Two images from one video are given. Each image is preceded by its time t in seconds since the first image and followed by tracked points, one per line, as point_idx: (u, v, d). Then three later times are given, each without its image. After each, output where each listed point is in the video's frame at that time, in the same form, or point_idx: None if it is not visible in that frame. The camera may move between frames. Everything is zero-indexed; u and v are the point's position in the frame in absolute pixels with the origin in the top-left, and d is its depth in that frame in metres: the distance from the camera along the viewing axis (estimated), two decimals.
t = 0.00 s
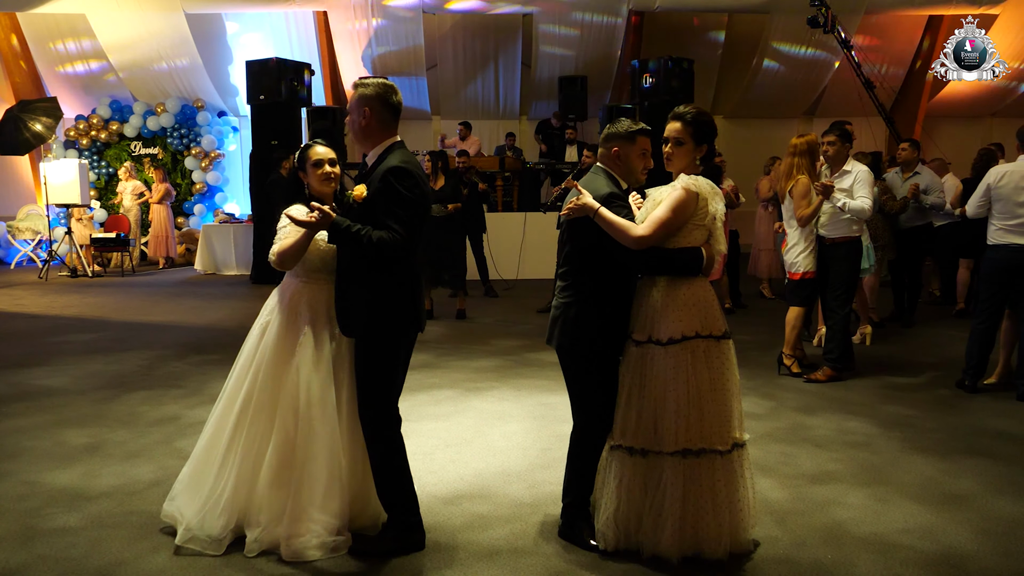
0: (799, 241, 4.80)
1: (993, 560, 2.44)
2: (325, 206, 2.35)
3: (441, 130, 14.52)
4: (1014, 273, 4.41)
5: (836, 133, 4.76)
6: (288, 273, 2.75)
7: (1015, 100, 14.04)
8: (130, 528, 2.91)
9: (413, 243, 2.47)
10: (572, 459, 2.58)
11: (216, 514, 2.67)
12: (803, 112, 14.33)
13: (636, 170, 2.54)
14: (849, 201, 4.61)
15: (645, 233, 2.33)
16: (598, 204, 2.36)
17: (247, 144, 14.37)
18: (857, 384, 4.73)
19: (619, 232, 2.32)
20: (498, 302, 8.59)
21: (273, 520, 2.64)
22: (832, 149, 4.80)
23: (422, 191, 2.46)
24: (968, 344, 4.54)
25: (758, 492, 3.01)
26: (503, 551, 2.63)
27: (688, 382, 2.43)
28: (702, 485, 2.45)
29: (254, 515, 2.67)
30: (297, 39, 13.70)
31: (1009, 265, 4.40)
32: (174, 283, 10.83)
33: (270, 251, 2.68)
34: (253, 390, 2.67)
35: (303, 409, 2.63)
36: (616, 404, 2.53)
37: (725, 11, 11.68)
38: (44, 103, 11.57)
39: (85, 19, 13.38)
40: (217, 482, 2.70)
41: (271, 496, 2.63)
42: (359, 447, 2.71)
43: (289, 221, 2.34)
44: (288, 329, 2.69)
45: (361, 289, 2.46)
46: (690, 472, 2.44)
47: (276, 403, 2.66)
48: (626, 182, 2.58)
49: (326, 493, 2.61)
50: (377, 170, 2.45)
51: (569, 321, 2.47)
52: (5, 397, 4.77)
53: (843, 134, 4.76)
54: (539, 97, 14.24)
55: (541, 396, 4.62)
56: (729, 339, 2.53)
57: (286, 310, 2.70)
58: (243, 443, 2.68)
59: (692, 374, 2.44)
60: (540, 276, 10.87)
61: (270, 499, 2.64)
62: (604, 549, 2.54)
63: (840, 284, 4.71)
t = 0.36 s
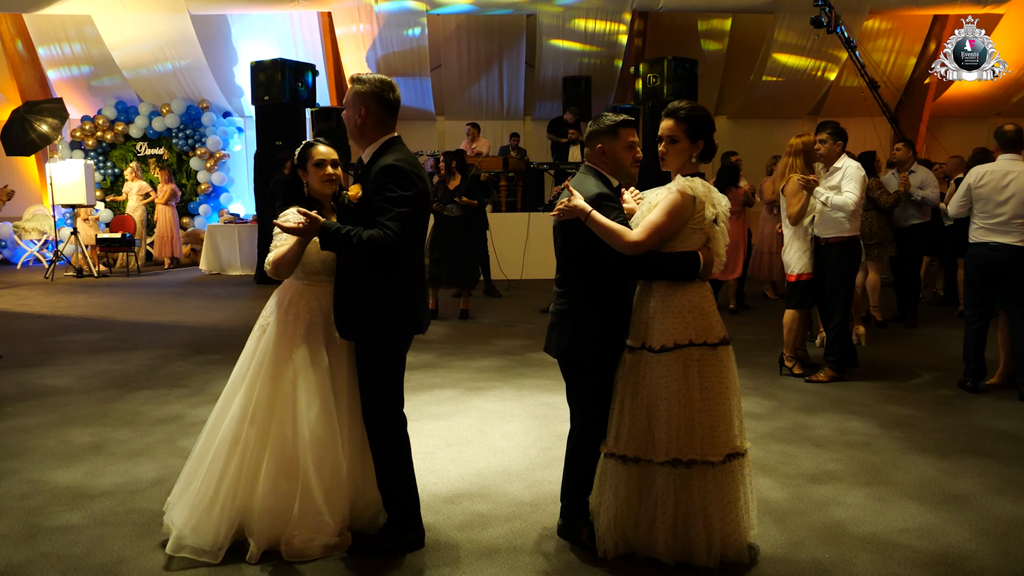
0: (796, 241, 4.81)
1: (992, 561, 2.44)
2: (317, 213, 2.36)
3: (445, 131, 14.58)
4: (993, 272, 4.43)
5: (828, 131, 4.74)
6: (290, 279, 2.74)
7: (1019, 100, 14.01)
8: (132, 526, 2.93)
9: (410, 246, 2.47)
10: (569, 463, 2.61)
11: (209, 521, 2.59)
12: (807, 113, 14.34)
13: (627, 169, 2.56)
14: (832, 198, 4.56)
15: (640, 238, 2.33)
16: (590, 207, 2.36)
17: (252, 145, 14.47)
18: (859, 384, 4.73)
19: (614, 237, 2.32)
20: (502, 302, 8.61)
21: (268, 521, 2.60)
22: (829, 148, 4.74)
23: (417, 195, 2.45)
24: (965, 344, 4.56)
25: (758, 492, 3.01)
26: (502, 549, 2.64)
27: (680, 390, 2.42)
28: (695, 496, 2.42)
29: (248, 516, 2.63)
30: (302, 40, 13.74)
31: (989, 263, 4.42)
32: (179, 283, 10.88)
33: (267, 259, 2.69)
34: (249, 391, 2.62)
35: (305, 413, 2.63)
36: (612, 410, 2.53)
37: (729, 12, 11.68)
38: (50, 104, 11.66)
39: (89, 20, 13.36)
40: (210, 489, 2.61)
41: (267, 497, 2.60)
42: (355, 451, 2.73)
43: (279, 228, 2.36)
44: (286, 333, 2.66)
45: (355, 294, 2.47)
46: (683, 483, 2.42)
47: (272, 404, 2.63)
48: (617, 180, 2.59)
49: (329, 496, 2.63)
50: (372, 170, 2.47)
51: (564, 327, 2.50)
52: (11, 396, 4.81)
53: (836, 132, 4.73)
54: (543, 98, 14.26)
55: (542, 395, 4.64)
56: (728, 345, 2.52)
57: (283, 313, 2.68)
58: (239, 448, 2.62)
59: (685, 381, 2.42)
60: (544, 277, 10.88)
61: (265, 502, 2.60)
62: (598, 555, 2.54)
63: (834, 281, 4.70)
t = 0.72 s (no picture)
0: (791, 242, 4.83)
1: (987, 556, 2.45)
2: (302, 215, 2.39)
3: (448, 130, 14.60)
4: (981, 271, 4.47)
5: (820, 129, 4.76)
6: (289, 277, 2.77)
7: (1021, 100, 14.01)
8: (132, 522, 2.95)
9: (396, 247, 2.47)
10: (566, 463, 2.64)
11: (211, 523, 2.59)
12: (809, 112, 14.34)
13: (617, 168, 2.55)
14: (813, 191, 4.58)
15: (624, 249, 2.31)
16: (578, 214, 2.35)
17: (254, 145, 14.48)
18: (858, 383, 4.73)
19: (598, 248, 2.31)
20: (503, 301, 8.62)
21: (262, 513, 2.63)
22: (818, 148, 4.73)
23: (400, 196, 2.43)
24: (960, 341, 4.57)
25: (754, 489, 3.02)
26: (499, 545, 2.66)
27: (667, 394, 2.41)
28: (684, 497, 2.42)
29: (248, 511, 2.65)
30: (304, 40, 13.78)
31: (980, 261, 4.44)
32: (182, 282, 10.92)
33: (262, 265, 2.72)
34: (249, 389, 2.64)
35: (304, 411, 2.65)
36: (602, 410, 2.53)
37: (731, 11, 11.68)
38: (53, 104, 11.73)
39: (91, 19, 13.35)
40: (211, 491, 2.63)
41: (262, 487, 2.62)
42: (352, 451, 2.74)
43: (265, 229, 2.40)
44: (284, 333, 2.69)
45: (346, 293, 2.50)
46: (671, 485, 2.42)
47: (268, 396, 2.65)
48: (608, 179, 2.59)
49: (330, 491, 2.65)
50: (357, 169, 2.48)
51: (559, 324, 2.51)
52: (12, 394, 4.83)
53: (828, 130, 4.72)
54: (545, 97, 14.28)
55: (542, 393, 4.65)
56: (719, 344, 2.53)
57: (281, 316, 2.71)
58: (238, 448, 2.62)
59: (673, 383, 2.41)
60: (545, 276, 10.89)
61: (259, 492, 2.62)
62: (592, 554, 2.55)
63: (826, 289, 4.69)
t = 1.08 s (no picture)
0: (801, 240, 4.90)
1: (990, 555, 2.45)
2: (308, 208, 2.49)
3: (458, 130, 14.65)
4: (999, 270, 4.44)
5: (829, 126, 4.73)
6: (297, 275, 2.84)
7: None
8: (142, 517, 2.99)
9: (393, 240, 2.51)
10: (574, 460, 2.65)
11: (230, 508, 2.68)
12: (820, 111, 14.29)
13: (624, 166, 2.58)
14: (812, 190, 4.61)
15: (616, 246, 2.35)
16: (580, 209, 2.43)
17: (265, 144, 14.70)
18: (867, 383, 4.72)
19: (591, 243, 2.36)
20: (513, 300, 8.63)
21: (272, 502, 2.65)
22: (824, 147, 4.72)
23: (396, 191, 2.47)
24: (975, 342, 4.54)
25: (760, 487, 3.03)
26: (504, 542, 2.67)
27: (662, 387, 2.43)
28: (685, 492, 2.42)
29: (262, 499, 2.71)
30: (315, 40, 13.84)
31: (995, 261, 4.43)
32: (194, 281, 11.01)
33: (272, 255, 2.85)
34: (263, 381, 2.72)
35: (313, 400, 2.69)
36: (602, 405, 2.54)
37: (741, 10, 11.65)
38: (66, 104, 11.80)
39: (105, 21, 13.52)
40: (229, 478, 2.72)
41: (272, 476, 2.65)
42: (364, 443, 2.75)
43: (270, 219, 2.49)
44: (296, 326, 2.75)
45: (348, 280, 2.52)
46: (672, 480, 2.42)
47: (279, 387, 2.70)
48: (616, 176, 2.60)
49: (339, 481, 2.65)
50: (358, 166, 2.52)
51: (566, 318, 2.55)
52: (24, 391, 4.88)
53: (834, 127, 4.67)
54: (554, 97, 14.27)
55: (549, 392, 4.67)
56: (715, 339, 2.52)
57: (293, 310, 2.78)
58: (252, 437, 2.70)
59: (667, 378, 2.43)
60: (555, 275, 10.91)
61: (269, 482, 2.66)
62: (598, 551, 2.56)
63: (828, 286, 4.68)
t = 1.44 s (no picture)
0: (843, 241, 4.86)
1: None
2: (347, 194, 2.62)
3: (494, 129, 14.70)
4: None
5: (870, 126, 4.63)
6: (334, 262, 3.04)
7: None
8: (186, 507, 3.05)
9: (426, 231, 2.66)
10: (611, 450, 2.64)
11: (268, 482, 2.93)
12: (861, 111, 14.08)
13: (670, 163, 2.57)
14: (855, 197, 4.54)
15: (644, 238, 2.37)
16: (617, 203, 2.47)
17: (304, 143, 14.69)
18: (908, 387, 4.64)
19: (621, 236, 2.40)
20: (548, 299, 8.64)
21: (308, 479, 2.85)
22: (868, 147, 4.65)
23: (434, 185, 2.63)
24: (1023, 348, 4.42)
25: (798, 489, 3.00)
26: (541, 538, 2.68)
27: (682, 378, 2.46)
28: (702, 483, 2.44)
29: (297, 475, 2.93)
30: (353, 40, 14.00)
31: None
32: (232, 277, 11.20)
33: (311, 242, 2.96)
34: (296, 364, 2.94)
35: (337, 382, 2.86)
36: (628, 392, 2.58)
37: (780, 9, 11.51)
38: (110, 102, 12.05)
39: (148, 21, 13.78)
40: (267, 454, 2.98)
41: (308, 454, 2.85)
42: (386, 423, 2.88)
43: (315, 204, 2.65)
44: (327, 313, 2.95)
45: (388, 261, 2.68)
46: (689, 469, 2.45)
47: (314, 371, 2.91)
48: (664, 174, 2.60)
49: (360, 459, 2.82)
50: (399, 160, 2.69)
51: (604, 312, 2.58)
52: (71, 383, 5.01)
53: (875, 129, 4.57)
54: (591, 96, 14.24)
55: (583, 391, 4.67)
56: (744, 334, 2.53)
57: (325, 296, 2.98)
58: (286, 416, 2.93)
59: (687, 368, 2.45)
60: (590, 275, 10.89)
61: (305, 458, 2.86)
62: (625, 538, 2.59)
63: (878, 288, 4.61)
